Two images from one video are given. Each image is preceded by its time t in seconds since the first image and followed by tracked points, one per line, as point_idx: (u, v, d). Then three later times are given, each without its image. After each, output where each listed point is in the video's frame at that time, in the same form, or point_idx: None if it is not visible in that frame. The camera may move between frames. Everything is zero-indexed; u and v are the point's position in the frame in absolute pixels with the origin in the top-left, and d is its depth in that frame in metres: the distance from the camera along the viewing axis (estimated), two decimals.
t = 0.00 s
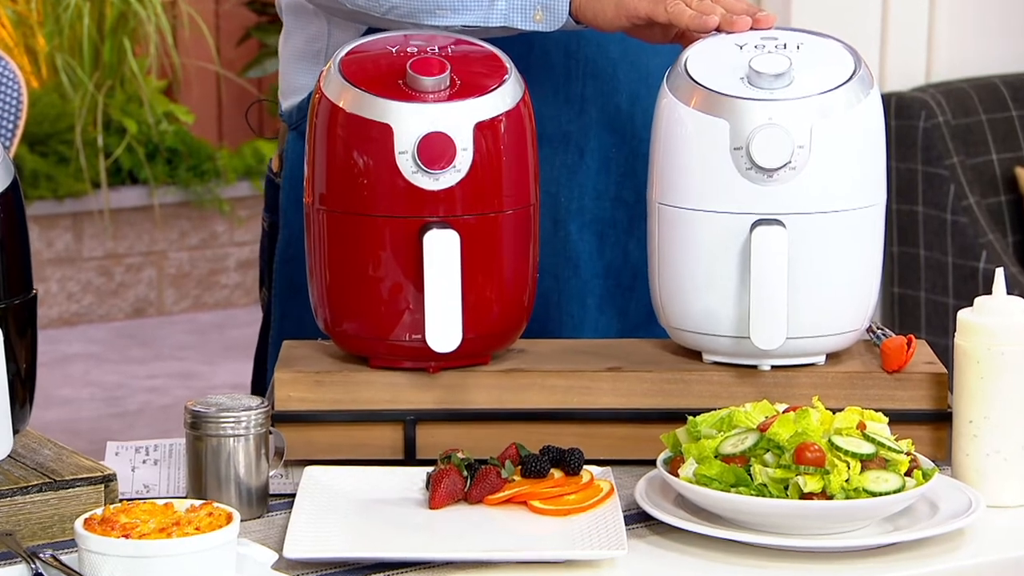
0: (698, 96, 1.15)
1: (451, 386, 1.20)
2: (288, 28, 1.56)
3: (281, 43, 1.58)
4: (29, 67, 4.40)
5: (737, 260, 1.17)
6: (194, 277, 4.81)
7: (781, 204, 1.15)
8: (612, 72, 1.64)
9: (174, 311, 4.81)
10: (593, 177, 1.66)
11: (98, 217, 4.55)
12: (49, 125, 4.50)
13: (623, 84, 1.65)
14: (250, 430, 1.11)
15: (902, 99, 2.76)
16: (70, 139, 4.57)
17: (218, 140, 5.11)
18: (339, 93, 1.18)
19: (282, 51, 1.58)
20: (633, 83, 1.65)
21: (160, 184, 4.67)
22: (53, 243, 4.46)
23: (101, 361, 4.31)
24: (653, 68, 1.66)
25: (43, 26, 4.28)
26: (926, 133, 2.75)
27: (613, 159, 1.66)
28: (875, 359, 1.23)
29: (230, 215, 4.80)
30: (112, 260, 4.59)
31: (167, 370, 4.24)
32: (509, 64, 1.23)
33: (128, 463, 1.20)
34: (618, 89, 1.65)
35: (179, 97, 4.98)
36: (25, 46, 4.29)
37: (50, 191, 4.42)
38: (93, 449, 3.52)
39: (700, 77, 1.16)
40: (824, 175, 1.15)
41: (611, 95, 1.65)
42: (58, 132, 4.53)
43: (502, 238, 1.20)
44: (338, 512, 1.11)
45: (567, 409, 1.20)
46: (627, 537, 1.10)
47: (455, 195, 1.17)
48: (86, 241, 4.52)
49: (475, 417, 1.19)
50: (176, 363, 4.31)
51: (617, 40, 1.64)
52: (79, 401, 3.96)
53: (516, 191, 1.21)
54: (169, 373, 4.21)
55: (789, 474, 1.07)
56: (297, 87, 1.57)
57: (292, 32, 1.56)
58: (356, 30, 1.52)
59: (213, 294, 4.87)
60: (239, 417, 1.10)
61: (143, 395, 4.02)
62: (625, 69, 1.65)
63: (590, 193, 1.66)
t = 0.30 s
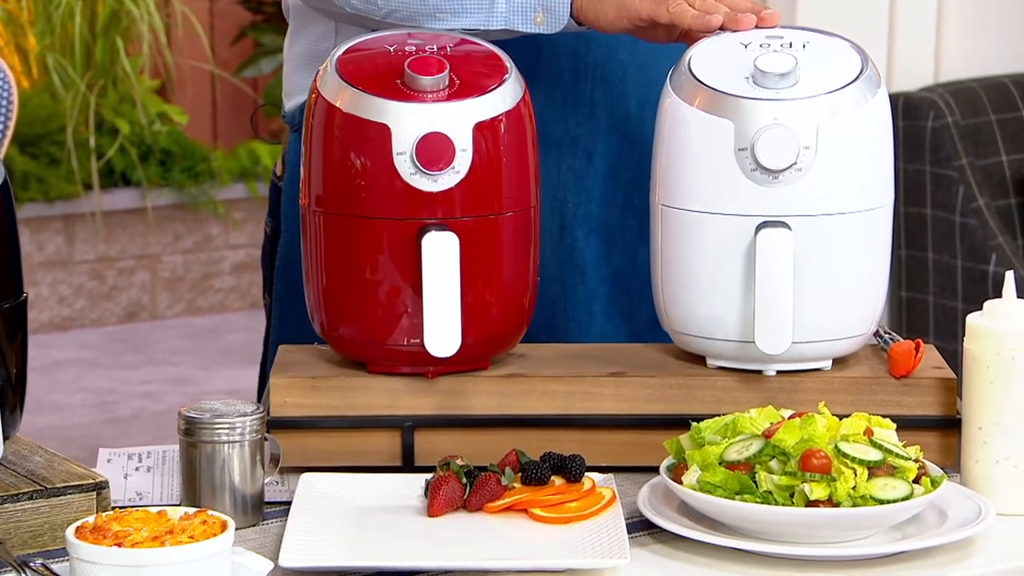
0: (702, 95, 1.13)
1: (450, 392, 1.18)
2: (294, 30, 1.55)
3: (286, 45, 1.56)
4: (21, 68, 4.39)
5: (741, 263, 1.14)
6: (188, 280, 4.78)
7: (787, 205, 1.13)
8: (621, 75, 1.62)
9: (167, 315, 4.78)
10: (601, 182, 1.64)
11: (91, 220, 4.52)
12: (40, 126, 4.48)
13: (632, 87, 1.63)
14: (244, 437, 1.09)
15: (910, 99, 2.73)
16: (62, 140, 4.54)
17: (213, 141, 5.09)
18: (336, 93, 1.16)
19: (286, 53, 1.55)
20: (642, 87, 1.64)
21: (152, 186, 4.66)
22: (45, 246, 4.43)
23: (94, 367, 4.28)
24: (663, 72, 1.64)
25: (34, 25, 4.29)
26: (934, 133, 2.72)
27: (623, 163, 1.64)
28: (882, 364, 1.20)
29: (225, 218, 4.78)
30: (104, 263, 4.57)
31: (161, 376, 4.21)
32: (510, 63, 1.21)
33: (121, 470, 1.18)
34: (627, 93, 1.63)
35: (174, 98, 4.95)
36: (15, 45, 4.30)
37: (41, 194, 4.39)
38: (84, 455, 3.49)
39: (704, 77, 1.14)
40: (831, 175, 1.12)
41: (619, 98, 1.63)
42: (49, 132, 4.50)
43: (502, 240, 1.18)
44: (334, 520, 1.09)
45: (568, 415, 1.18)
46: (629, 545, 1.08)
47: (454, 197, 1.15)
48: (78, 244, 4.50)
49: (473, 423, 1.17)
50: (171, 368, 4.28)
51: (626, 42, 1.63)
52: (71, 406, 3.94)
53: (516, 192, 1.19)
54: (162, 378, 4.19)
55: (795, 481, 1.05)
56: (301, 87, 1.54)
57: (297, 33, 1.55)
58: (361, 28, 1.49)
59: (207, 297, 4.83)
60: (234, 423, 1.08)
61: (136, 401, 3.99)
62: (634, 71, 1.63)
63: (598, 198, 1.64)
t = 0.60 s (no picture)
0: (705, 97, 1.11)
1: (449, 399, 1.16)
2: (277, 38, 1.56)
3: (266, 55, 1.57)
4: (11, 69, 4.34)
5: (745, 268, 1.12)
6: (182, 286, 4.76)
7: (792, 209, 1.11)
8: (612, 91, 1.52)
9: (161, 322, 4.75)
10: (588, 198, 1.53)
11: (84, 225, 4.50)
12: (32, 128, 4.45)
13: (624, 104, 1.52)
14: (241, 445, 1.07)
15: (918, 101, 2.74)
16: (55, 143, 4.52)
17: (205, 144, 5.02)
18: (334, 95, 1.14)
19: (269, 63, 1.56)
20: (635, 102, 1.52)
21: (148, 189, 4.62)
22: (37, 252, 4.43)
23: (87, 374, 4.26)
24: (656, 86, 1.53)
25: (26, 26, 4.24)
26: (943, 136, 2.70)
27: (616, 183, 1.53)
28: (889, 372, 1.18)
29: (220, 223, 4.76)
30: (97, 268, 4.54)
31: (155, 384, 4.19)
32: (511, 65, 1.19)
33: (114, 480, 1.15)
34: (618, 109, 1.52)
35: (168, 99, 4.92)
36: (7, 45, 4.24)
37: (32, 198, 4.38)
38: (76, 464, 3.47)
39: (708, 79, 1.12)
40: (836, 178, 1.10)
41: (610, 114, 1.52)
42: (41, 136, 4.48)
43: (502, 245, 1.16)
44: (331, 530, 1.07)
45: (570, 423, 1.16)
46: (633, 555, 1.06)
47: (453, 201, 1.13)
48: (71, 249, 4.49)
49: (473, 431, 1.15)
50: (166, 376, 4.26)
51: (619, 58, 1.51)
52: (63, 415, 3.92)
53: (516, 196, 1.17)
54: (156, 386, 4.17)
55: (801, 490, 1.02)
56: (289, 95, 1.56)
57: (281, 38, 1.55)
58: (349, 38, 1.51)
59: (202, 304, 4.80)
60: (230, 431, 1.06)
61: (130, 409, 3.97)
62: (627, 89, 1.52)
63: (584, 213, 1.53)
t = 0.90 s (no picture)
0: (709, 101, 1.09)
1: (449, 409, 1.14)
2: (212, 73, 1.52)
3: (201, 92, 1.54)
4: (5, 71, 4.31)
5: (750, 276, 1.11)
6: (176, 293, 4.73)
7: (798, 215, 1.09)
8: (568, 132, 1.47)
9: (156, 329, 4.71)
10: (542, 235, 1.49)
11: (77, 230, 4.52)
12: (24, 131, 4.43)
13: (583, 142, 1.47)
14: (236, 456, 1.05)
15: (927, 105, 2.65)
16: (47, 147, 4.51)
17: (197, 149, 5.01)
18: (332, 99, 1.12)
19: (205, 103, 1.53)
20: (593, 141, 1.47)
21: (141, 194, 4.62)
22: (28, 257, 4.45)
23: (80, 383, 4.23)
24: (611, 125, 1.47)
25: (18, 27, 4.21)
26: (951, 140, 2.61)
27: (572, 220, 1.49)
28: (897, 381, 1.16)
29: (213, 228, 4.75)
30: (90, 274, 4.54)
31: (150, 393, 4.17)
32: (511, 67, 1.17)
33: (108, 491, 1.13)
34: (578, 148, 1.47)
35: (161, 103, 4.89)
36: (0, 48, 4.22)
37: (24, 202, 4.40)
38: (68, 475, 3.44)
39: (712, 83, 1.10)
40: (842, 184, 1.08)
41: (567, 154, 1.47)
42: (33, 140, 4.47)
43: (503, 252, 1.14)
44: (328, 542, 1.04)
45: (572, 433, 1.14)
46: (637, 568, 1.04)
47: (453, 207, 1.11)
48: (63, 254, 4.50)
49: (473, 442, 1.13)
50: (161, 386, 4.23)
51: (580, 99, 1.46)
52: (55, 423, 3.89)
53: (517, 202, 1.15)
54: (151, 395, 4.15)
55: (807, 502, 1.01)
56: (218, 137, 1.52)
57: (215, 76, 1.51)
58: (292, 85, 1.47)
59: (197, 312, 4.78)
60: (226, 441, 1.04)
61: (123, 419, 3.95)
62: (582, 125, 1.47)
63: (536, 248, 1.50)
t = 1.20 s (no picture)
0: (711, 101, 1.07)
1: (448, 418, 1.12)
2: (74, 104, 1.29)
3: (62, 119, 1.30)
4: None
5: (755, 282, 1.09)
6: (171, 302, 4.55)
7: (804, 220, 1.07)
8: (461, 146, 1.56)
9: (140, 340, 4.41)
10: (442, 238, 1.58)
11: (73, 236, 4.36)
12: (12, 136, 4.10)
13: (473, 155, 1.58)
14: (231, 465, 1.03)
15: (934, 108, 2.31)
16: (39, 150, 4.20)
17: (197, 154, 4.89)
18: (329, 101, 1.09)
19: (72, 139, 1.30)
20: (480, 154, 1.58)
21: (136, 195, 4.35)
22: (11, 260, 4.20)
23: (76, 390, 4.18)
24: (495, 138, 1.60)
25: None
26: (960, 144, 2.28)
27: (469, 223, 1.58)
28: (904, 389, 1.14)
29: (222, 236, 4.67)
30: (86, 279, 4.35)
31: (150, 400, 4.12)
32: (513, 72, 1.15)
33: (101, 504, 1.09)
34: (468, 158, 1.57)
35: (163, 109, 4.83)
36: None
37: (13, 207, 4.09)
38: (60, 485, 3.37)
39: (717, 85, 1.08)
40: (848, 189, 1.06)
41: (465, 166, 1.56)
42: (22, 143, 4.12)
43: (502, 258, 1.12)
44: (323, 554, 1.02)
45: (573, 442, 1.11)
46: None
47: (452, 212, 1.09)
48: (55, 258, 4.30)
49: (472, 451, 1.11)
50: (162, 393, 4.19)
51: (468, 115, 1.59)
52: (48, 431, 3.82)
53: (517, 207, 1.12)
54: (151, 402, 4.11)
55: (813, 512, 0.99)
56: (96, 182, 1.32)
57: (84, 108, 1.28)
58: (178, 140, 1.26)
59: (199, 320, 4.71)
60: (221, 451, 1.02)
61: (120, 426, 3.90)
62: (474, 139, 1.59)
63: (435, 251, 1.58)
